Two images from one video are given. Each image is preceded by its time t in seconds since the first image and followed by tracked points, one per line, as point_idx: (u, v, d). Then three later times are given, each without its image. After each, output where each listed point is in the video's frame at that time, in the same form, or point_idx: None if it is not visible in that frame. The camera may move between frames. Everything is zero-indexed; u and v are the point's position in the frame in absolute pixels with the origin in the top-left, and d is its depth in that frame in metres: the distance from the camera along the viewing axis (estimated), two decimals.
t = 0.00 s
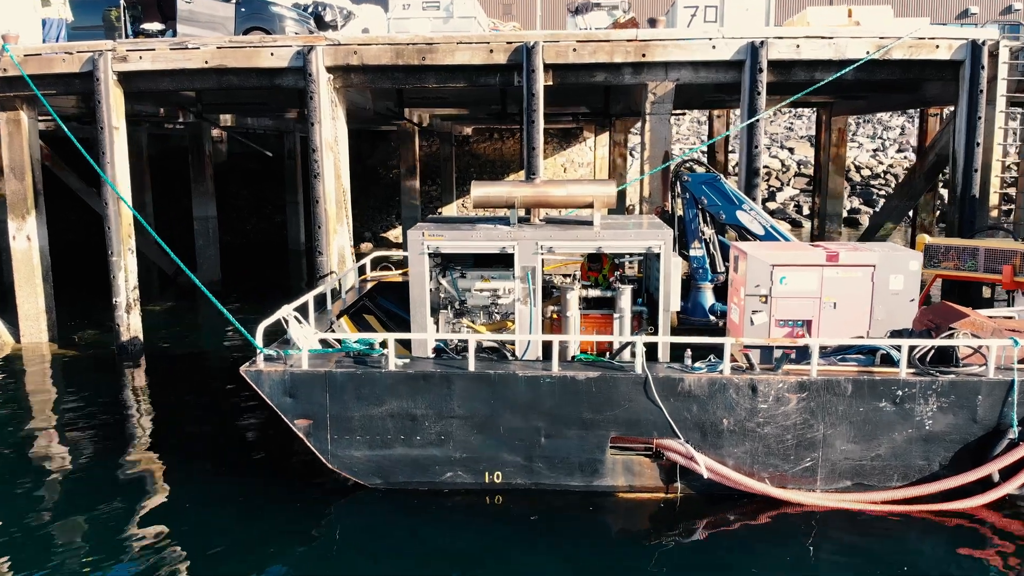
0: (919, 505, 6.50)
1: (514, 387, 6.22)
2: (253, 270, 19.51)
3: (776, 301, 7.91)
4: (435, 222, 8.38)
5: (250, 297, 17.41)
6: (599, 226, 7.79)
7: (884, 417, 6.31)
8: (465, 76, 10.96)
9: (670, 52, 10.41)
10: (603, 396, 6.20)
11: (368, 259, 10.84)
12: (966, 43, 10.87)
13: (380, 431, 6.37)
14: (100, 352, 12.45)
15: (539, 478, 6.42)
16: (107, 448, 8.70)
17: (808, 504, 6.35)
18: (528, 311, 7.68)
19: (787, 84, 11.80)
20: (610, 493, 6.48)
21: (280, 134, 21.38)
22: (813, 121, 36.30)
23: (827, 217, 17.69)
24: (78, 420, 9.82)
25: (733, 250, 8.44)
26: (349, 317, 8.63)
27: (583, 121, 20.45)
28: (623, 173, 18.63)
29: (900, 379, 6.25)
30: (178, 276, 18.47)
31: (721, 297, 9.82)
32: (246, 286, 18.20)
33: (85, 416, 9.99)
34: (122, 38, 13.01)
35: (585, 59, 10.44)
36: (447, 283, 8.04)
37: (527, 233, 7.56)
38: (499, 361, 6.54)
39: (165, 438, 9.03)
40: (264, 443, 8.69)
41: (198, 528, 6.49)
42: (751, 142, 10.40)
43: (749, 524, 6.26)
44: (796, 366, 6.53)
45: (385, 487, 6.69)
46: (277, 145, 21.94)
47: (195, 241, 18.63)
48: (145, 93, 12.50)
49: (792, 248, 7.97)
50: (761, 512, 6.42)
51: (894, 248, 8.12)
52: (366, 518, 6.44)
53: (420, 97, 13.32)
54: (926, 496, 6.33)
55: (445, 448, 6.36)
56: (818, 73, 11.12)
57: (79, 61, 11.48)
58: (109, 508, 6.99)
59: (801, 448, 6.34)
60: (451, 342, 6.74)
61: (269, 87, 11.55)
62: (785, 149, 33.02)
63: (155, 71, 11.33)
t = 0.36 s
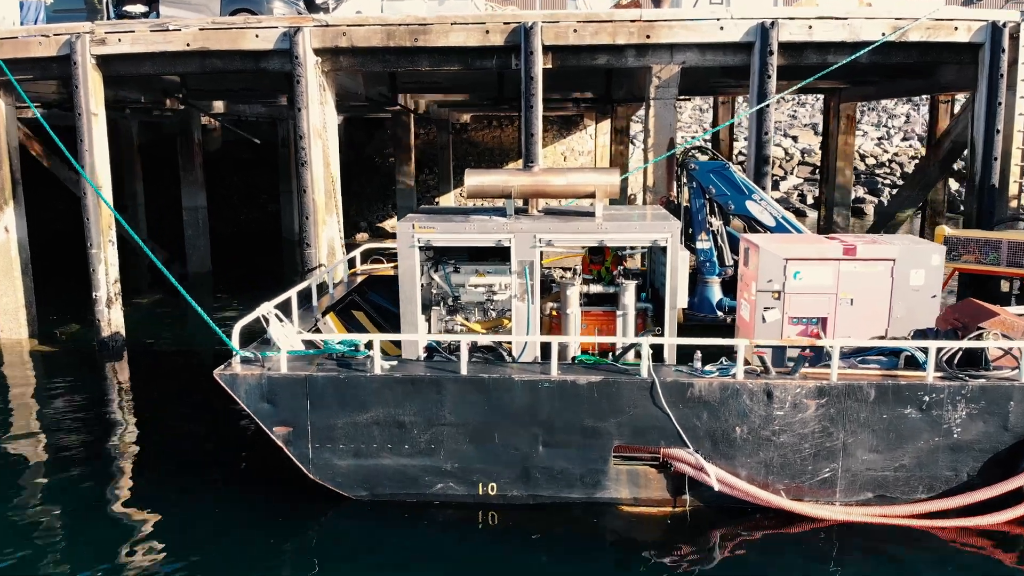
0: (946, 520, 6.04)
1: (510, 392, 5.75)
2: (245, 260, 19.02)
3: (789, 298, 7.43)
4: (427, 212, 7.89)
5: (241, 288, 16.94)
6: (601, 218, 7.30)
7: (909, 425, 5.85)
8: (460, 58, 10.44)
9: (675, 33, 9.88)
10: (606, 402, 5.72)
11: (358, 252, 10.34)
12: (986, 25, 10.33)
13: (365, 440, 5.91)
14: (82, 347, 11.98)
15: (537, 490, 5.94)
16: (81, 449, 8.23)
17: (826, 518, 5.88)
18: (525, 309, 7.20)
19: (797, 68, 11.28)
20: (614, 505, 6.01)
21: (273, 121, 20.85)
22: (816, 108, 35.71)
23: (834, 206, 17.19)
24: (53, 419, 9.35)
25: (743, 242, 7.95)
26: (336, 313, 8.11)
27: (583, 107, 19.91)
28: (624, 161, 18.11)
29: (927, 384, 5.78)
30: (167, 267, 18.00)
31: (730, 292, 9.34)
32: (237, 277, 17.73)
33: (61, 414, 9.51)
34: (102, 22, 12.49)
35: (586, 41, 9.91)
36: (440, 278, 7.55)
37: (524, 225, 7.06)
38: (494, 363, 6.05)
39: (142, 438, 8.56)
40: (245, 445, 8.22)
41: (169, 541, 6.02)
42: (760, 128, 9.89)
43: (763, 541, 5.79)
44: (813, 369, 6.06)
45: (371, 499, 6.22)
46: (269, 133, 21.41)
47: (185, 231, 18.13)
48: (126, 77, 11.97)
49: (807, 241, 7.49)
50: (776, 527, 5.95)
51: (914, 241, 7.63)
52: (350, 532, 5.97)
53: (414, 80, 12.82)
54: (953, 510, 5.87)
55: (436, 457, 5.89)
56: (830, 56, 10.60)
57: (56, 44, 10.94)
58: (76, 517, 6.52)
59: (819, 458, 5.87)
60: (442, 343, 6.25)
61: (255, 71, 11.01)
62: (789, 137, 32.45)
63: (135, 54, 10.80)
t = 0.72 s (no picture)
0: (982, 545, 5.50)
1: (505, 405, 5.21)
2: (235, 253, 18.47)
3: (807, 298, 6.88)
4: (417, 205, 7.33)
5: (230, 282, 16.40)
6: (604, 212, 6.73)
7: (942, 441, 5.31)
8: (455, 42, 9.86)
9: (683, 14, 9.30)
10: (610, 416, 5.18)
11: (346, 247, 9.78)
12: (1012, 7, 9.74)
13: (345, 457, 5.38)
14: (59, 345, 11.46)
15: (533, 512, 5.40)
16: (47, 455, 7.71)
17: (852, 543, 5.35)
18: (522, 310, 6.67)
19: (810, 52, 10.71)
20: (619, 528, 5.49)
21: (264, 110, 20.26)
22: (820, 97, 35.06)
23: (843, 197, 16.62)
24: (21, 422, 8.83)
25: (757, 238, 7.41)
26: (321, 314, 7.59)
27: (584, 95, 19.30)
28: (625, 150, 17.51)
29: (963, 396, 5.24)
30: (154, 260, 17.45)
31: (739, 290, 8.78)
32: (226, 270, 17.19)
33: (31, 417, 9.00)
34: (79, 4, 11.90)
35: (587, 23, 9.33)
36: (430, 277, 7.01)
37: (520, 220, 6.51)
38: (488, 371, 5.51)
39: (114, 443, 8.04)
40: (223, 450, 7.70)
41: (132, 567, 5.51)
42: (772, 116, 9.34)
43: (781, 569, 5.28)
44: (837, 379, 5.52)
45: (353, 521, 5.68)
46: (261, 122, 20.81)
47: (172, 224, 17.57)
48: (104, 63, 11.38)
49: (827, 237, 6.94)
50: (796, 553, 5.42)
51: (941, 237, 7.08)
52: (328, 558, 5.45)
53: (406, 65, 12.24)
54: (990, 533, 5.34)
55: (423, 476, 5.36)
56: (846, 40, 10.03)
57: (27, 29, 10.35)
58: (33, 537, 6.01)
59: (844, 476, 5.34)
60: (431, 349, 5.71)
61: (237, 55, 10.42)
62: (793, 126, 31.83)
63: (111, 38, 10.22)
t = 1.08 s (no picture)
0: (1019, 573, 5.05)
1: (499, 423, 4.76)
2: (225, 250, 18.03)
3: (824, 302, 6.43)
4: (408, 203, 6.88)
5: (221, 280, 15.97)
6: (608, 211, 6.27)
7: (976, 460, 4.86)
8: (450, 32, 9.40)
9: (691, 3, 8.84)
10: (615, 434, 4.74)
11: (335, 247, 9.32)
12: None
13: (326, 478, 4.94)
14: (39, 348, 11.04)
15: (531, 538, 4.95)
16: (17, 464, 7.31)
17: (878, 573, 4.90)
18: (520, 316, 6.20)
19: (822, 42, 10.24)
20: (624, 555, 5.04)
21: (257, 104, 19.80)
22: (825, 91, 34.53)
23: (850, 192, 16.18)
24: None
25: (769, 237, 6.96)
26: (305, 315, 7.15)
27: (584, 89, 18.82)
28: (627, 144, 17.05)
29: (1000, 413, 4.79)
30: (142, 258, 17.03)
31: (749, 292, 8.31)
32: (216, 268, 16.75)
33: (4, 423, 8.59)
34: None
35: (589, 11, 8.88)
36: (421, 280, 6.56)
37: (517, 219, 6.06)
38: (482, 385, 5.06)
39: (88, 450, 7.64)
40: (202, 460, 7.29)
41: None
42: (783, 110, 8.90)
43: None
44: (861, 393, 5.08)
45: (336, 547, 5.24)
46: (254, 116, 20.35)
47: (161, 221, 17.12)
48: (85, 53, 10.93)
49: (845, 237, 6.49)
50: None
51: (967, 237, 6.62)
52: None
53: (401, 56, 11.77)
54: None
55: (411, 499, 4.92)
56: (860, 29, 9.57)
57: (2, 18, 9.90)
58: None
59: (869, 499, 4.90)
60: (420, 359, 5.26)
61: (222, 45, 9.96)
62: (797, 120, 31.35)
63: (89, 28, 9.77)
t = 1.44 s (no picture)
0: None
1: (492, 451, 4.26)
2: (216, 250, 17.54)
3: (847, 312, 5.94)
4: (396, 204, 6.38)
5: (210, 281, 15.48)
6: (612, 212, 5.76)
7: None
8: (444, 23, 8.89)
9: None
10: (621, 464, 4.24)
11: (321, 250, 8.78)
12: None
13: (300, 511, 4.44)
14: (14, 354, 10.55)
15: None
16: None
17: None
18: (517, 327, 5.70)
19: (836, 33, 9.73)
20: None
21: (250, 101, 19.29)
22: (829, 88, 33.99)
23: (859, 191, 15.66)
24: None
25: (785, 241, 6.46)
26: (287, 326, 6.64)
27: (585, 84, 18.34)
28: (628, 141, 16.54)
29: None
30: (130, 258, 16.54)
31: (761, 297, 7.83)
32: (205, 269, 16.26)
33: None
34: None
35: None
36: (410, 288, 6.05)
37: (514, 223, 5.54)
38: (474, 407, 4.56)
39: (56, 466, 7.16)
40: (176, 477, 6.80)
41: None
42: (797, 103, 8.40)
43: None
44: (895, 416, 4.58)
45: None
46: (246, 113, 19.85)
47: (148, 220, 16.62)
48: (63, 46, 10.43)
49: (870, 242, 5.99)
50: None
51: (1001, 241, 6.11)
52: None
53: (394, 49, 11.26)
54: None
55: (394, 535, 4.42)
56: (877, 19, 9.06)
57: None
58: None
59: (905, 535, 4.39)
60: (405, 378, 4.76)
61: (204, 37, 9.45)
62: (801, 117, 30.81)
63: (64, 19, 9.27)
